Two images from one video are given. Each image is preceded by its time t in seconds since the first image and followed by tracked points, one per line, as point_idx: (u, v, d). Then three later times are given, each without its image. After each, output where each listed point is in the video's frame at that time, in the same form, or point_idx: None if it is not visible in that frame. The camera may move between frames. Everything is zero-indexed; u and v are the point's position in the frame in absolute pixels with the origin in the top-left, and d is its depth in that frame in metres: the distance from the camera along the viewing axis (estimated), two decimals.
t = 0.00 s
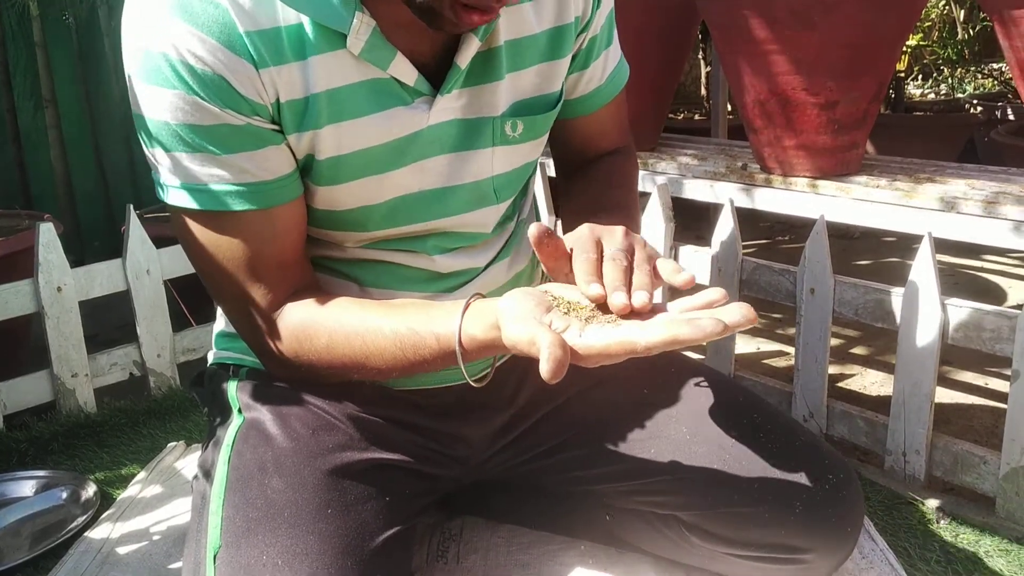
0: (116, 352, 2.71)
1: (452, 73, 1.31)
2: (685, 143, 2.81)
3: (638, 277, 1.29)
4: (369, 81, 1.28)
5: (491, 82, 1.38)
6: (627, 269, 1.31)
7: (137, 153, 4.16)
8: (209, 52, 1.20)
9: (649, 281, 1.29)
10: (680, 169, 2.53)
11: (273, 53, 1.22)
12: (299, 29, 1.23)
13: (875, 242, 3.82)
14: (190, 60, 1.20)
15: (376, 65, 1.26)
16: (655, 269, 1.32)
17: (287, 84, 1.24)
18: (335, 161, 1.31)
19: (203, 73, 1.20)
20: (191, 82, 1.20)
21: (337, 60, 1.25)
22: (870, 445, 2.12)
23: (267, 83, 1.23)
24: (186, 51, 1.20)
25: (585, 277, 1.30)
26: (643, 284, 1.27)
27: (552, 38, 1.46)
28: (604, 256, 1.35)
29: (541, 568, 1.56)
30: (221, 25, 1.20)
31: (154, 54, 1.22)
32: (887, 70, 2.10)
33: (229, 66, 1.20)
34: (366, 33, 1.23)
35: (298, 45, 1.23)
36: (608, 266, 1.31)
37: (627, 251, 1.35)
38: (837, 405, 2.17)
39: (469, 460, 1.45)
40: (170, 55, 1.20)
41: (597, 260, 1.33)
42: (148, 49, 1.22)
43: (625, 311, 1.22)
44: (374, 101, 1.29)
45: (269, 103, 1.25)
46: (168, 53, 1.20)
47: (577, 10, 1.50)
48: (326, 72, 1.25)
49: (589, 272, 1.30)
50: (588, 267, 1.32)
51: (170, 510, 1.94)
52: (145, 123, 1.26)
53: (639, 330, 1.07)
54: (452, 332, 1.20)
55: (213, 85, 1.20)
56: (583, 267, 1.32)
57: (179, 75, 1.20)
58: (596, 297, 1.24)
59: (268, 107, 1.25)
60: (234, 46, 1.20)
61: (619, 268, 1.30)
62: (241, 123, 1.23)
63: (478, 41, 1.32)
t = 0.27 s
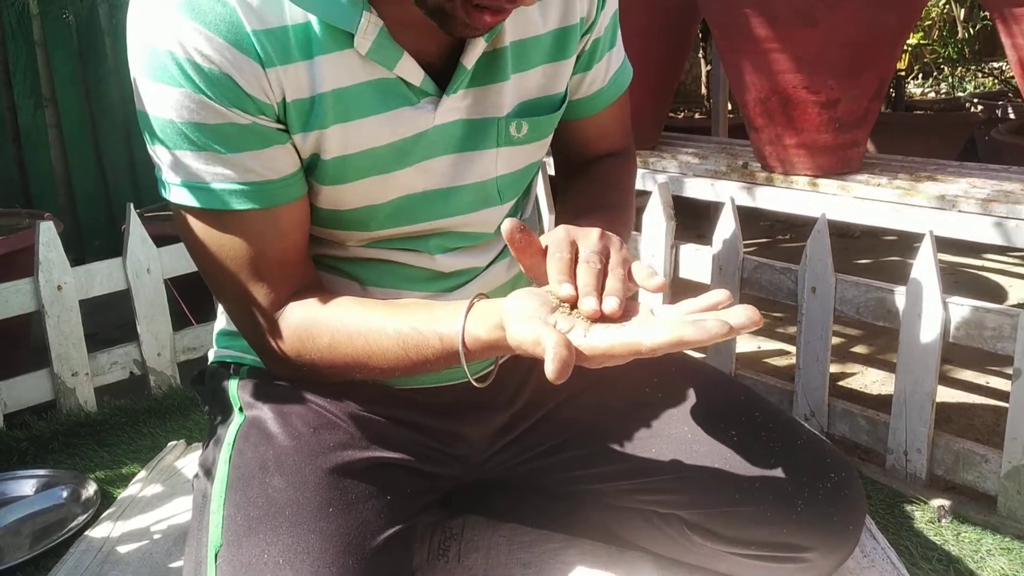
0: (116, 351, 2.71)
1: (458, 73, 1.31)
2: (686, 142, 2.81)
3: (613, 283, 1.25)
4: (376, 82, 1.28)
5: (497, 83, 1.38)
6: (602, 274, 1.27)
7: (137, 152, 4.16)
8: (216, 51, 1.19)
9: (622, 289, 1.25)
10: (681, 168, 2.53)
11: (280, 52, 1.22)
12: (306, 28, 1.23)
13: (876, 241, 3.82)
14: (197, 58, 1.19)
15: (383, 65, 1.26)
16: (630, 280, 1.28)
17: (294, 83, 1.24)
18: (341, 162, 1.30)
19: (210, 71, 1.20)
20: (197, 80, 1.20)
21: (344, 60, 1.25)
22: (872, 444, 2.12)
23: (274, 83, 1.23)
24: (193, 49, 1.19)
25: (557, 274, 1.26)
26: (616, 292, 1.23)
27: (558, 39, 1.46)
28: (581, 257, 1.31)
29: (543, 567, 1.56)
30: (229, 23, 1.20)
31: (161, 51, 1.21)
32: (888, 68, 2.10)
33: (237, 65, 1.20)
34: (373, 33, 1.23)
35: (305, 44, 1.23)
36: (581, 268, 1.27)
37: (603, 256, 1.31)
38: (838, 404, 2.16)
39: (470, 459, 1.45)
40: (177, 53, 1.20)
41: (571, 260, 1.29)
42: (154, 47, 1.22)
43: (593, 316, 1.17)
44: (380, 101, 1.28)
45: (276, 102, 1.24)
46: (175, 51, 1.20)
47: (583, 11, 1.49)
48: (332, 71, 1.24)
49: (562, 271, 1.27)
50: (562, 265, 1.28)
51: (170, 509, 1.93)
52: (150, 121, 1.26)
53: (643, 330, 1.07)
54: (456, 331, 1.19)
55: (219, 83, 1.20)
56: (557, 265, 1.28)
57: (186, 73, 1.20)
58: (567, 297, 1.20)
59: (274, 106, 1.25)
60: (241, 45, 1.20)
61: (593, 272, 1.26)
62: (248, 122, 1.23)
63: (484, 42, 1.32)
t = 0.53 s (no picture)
0: (115, 350, 2.71)
1: (466, 73, 1.31)
2: (686, 141, 2.81)
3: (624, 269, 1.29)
4: (384, 82, 1.27)
5: (505, 84, 1.38)
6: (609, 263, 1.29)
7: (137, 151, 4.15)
8: (223, 49, 1.19)
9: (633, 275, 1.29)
10: (681, 166, 2.53)
11: (288, 51, 1.22)
12: (314, 27, 1.22)
13: (876, 240, 3.82)
14: (204, 56, 1.19)
15: (392, 64, 1.26)
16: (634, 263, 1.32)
17: (302, 82, 1.23)
18: (348, 162, 1.30)
19: (217, 70, 1.19)
20: (204, 78, 1.19)
21: (352, 60, 1.24)
22: (872, 442, 2.12)
23: (281, 81, 1.22)
24: (199, 47, 1.18)
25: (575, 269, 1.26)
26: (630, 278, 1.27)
27: (565, 40, 1.46)
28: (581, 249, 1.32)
29: (544, 566, 1.56)
30: (237, 21, 1.19)
31: (166, 48, 1.20)
32: (889, 67, 2.10)
33: (244, 63, 1.19)
34: (383, 32, 1.23)
35: (313, 43, 1.23)
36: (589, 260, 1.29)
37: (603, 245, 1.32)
38: (838, 402, 2.16)
39: (472, 457, 1.45)
40: (184, 51, 1.19)
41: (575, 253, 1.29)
42: (160, 43, 1.21)
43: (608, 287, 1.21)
44: (387, 101, 1.28)
45: (283, 101, 1.24)
46: (181, 49, 1.19)
47: (591, 13, 1.49)
48: (340, 71, 1.24)
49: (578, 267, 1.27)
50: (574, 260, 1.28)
51: (170, 508, 1.93)
52: (155, 117, 1.25)
53: (645, 329, 1.06)
54: (455, 331, 1.19)
55: (227, 82, 1.19)
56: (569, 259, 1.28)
57: (192, 70, 1.19)
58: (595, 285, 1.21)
59: (281, 104, 1.24)
60: (249, 43, 1.20)
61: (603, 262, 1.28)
62: (255, 121, 1.23)
63: (492, 43, 1.32)
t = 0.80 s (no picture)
0: (114, 349, 2.70)
1: (469, 72, 1.31)
2: (686, 139, 2.81)
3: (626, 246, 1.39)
4: (388, 80, 1.27)
5: (508, 83, 1.37)
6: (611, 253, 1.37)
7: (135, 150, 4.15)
8: (225, 46, 1.18)
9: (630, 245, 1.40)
10: (680, 164, 2.52)
11: (291, 48, 1.21)
12: (318, 24, 1.22)
13: (875, 238, 3.82)
14: (206, 53, 1.18)
15: (395, 62, 1.26)
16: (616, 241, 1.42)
17: (304, 80, 1.23)
18: (349, 160, 1.30)
19: (219, 67, 1.19)
20: (206, 76, 1.19)
21: (355, 58, 1.24)
22: (871, 441, 2.11)
23: (284, 79, 1.22)
24: (201, 44, 1.18)
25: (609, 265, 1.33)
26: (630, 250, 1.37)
27: (569, 39, 1.45)
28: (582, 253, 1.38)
29: (543, 565, 1.56)
30: (239, 19, 1.19)
31: (168, 45, 1.20)
32: (889, 65, 2.10)
33: (246, 60, 1.19)
34: (386, 30, 1.22)
35: (316, 40, 1.22)
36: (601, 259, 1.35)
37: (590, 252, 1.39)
38: (838, 401, 2.16)
39: (472, 456, 1.45)
40: (185, 48, 1.19)
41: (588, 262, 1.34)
42: (161, 40, 1.20)
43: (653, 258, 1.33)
44: (390, 100, 1.28)
45: (285, 99, 1.24)
46: (182, 46, 1.19)
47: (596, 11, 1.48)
48: (343, 69, 1.24)
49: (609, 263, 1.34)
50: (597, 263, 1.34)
51: (168, 507, 1.93)
52: (156, 114, 1.24)
53: (631, 298, 1.07)
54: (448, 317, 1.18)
55: (229, 79, 1.19)
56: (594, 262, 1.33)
57: (194, 67, 1.19)
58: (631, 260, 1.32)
59: (284, 102, 1.24)
60: (251, 40, 1.19)
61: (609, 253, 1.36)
62: (257, 118, 1.22)
63: (496, 42, 1.31)
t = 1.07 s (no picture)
0: (112, 349, 2.70)
1: (457, 71, 1.31)
2: (684, 138, 2.81)
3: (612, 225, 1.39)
4: (375, 80, 1.27)
5: (497, 80, 1.37)
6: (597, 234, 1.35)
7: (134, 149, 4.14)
8: (209, 51, 1.18)
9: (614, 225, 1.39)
10: (678, 164, 2.52)
11: (275, 51, 1.21)
12: (302, 27, 1.22)
13: (874, 237, 3.82)
14: (191, 58, 1.18)
15: (382, 62, 1.25)
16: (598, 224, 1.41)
17: (290, 82, 1.23)
18: (339, 162, 1.30)
19: (204, 71, 1.19)
20: (191, 81, 1.19)
21: (341, 59, 1.24)
22: (870, 440, 2.11)
23: (269, 82, 1.22)
24: (186, 49, 1.18)
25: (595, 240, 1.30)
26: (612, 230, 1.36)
27: (559, 36, 1.45)
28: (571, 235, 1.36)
29: (542, 564, 1.56)
30: (223, 23, 1.19)
31: (154, 51, 1.20)
32: (887, 64, 2.10)
33: (231, 64, 1.19)
34: (371, 31, 1.22)
35: (301, 43, 1.22)
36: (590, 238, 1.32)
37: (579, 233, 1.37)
38: (836, 400, 2.16)
39: (470, 456, 1.45)
40: (170, 53, 1.19)
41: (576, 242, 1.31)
42: (147, 47, 1.21)
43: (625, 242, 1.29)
44: (378, 100, 1.27)
45: (271, 102, 1.24)
46: (167, 52, 1.19)
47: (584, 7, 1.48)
48: (329, 70, 1.24)
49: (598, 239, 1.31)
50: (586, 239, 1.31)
51: (166, 507, 1.92)
52: (144, 120, 1.25)
53: (611, 273, 1.07)
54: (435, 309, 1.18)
55: (214, 83, 1.19)
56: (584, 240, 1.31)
57: (180, 73, 1.19)
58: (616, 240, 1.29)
59: (270, 105, 1.24)
60: (235, 44, 1.19)
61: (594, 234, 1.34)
62: (243, 122, 1.22)
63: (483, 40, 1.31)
